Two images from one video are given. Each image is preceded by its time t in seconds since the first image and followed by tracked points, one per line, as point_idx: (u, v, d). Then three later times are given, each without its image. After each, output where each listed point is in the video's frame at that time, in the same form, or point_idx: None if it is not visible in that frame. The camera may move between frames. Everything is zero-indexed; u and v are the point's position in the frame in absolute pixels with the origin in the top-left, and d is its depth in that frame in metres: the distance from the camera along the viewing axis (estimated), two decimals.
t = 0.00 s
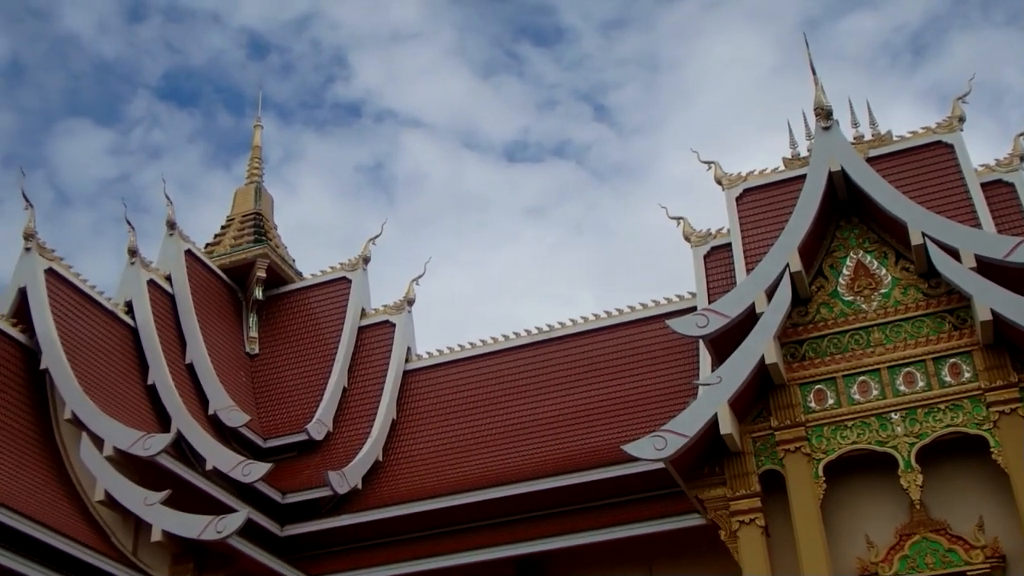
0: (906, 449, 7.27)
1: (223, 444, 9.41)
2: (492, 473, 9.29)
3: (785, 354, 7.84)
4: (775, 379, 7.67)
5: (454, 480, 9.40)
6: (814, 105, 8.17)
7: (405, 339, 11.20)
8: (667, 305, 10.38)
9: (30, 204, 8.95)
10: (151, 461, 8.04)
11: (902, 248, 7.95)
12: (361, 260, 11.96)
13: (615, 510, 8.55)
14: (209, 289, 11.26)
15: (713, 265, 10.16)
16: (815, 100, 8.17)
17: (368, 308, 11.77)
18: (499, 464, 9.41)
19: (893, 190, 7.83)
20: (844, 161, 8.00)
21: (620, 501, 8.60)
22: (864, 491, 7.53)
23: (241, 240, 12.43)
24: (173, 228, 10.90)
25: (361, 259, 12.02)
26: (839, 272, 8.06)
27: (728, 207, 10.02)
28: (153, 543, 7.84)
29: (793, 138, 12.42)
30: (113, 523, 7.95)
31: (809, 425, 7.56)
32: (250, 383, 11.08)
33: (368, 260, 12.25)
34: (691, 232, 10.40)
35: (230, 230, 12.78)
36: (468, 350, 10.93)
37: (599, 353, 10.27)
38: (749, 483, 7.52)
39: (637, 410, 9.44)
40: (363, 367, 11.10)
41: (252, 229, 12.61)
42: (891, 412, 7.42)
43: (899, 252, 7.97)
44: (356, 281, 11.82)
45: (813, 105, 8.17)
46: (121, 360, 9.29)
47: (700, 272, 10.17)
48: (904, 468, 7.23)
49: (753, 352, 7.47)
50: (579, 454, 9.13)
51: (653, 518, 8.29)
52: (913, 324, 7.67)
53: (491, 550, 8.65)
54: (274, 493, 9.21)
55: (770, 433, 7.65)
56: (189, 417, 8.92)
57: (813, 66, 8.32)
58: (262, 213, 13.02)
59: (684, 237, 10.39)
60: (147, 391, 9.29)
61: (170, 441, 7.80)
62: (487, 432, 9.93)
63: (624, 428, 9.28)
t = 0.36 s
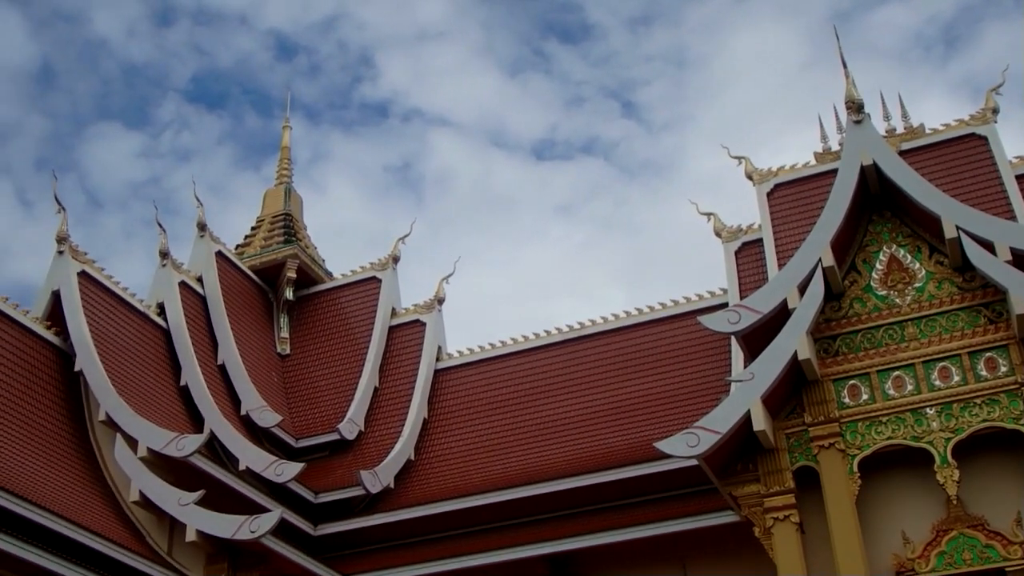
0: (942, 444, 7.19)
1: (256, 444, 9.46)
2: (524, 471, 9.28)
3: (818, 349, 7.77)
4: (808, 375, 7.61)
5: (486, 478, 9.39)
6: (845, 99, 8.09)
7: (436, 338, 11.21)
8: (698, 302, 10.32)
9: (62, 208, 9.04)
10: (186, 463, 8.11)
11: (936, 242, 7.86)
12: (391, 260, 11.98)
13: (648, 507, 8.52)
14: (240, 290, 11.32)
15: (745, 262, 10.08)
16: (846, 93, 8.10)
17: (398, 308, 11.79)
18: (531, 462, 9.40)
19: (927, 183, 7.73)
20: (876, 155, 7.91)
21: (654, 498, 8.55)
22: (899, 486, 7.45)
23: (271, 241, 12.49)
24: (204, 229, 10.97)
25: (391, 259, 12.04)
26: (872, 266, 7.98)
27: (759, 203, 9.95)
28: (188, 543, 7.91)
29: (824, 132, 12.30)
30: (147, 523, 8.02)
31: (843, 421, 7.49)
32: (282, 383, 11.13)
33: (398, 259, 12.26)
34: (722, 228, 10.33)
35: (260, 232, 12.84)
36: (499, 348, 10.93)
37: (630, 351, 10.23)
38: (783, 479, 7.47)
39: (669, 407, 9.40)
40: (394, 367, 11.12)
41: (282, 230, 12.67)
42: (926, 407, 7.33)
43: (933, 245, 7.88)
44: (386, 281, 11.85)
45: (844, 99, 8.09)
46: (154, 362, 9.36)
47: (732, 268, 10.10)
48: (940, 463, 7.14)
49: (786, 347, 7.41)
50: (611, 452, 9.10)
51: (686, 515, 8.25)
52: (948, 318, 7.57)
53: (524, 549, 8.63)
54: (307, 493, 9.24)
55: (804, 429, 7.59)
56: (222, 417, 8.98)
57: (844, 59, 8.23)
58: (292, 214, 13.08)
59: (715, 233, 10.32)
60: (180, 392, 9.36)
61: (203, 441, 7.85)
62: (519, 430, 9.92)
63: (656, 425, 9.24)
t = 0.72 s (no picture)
0: (982, 436, 7.09)
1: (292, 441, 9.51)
2: (560, 467, 9.25)
3: (855, 342, 7.68)
4: (845, 368, 7.52)
5: (522, 474, 9.38)
6: (880, 88, 7.99)
7: (469, 334, 11.20)
8: (733, 295, 10.23)
9: (97, 209, 9.11)
10: (223, 461, 8.17)
11: (975, 232, 7.74)
12: (424, 256, 12.00)
13: (685, 502, 8.45)
14: (275, 288, 11.38)
15: (780, 254, 9.99)
16: (880, 82, 8.00)
17: (432, 304, 11.80)
18: (566, 458, 9.37)
19: (965, 172, 7.62)
20: (913, 145, 7.80)
21: (690, 493, 8.49)
22: (939, 479, 7.36)
23: (305, 239, 12.55)
24: (237, 228, 11.03)
25: (424, 256, 12.05)
26: (909, 257, 7.88)
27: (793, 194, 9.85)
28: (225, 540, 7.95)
29: (860, 122, 12.16)
30: (185, 521, 8.10)
31: (882, 413, 7.40)
32: (317, 381, 11.18)
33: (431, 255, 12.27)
34: (757, 220, 10.25)
35: (293, 230, 12.90)
36: (533, 344, 10.91)
37: (665, 345, 10.17)
38: (820, 473, 7.38)
39: (705, 401, 9.34)
40: (429, 363, 11.13)
41: (315, 228, 12.72)
42: (966, 399, 7.23)
43: (971, 235, 7.76)
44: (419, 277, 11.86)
45: (879, 88, 7.99)
46: (190, 361, 9.42)
47: (767, 260, 10.01)
48: (981, 456, 7.04)
49: (822, 340, 7.33)
50: (647, 446, 9.06)
51: (722, 510, 8.23)
52: (988, 308, 7.46)
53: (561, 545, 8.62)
54: (343, 490, 9.28)
55: (842, 422, 7.51)
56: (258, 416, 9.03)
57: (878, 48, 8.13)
58: (325, 212, 13.13)
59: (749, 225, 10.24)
60: (216, 390, 9.42)
61: (240, 439, 7.89)
62: (554, 426, 9.89)
63: (691, 419, 9.19)
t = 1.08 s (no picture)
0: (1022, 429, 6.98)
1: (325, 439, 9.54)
2: (594, 463, 9.22)
3: (891, 335, 7.58)
4: (881, 361, 7.44)
5: (555, 470, 9.35)
6: (912, 79, 7.89)
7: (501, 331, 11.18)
8: (766, 288, 10.15)
9: (130, 210, 9.17)
10: (257, 460, 8.20)
11: (1011, 222, 7.62)
12: (454, 254, 11.99)
13: (720, 497, 8.41)
14: (306, 288, 11.41)
15: (813, 247, 9.89)
16: (913, 73, 7.90)
17: (463, 301, 11.79)
18: (600, 453, 9.33)
19: (1000, 162, 7.51)
20: (947, 135, 7.70)
21: (726, 488, 8.45)
22: (978, 472, 7.26)
23: (335, 238, 12.58)
24: (268, 228, 11.07)
25: (454, 253, 12.04)
26: (944, 249, 7.77)
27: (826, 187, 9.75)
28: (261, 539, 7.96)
29: (892, 114, 12.02)
30: (221, 520, 8.14)
31: (918, 407, 7.30)
32: (349, 379, 11.20)
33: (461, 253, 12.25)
34: (789, 213, 10.15)
35: (323, 229, 12.94)
36: (564, 340, 10.87)
37: (698, 339, 10.11)
38: (857, 467, 7.31)
39: (739, 395, 9.28)
40: (460, 361, 11.13)
41: (345, 227, 12.75)
42: (1005, 391, 7.12)
43: (1008, 226, 7.65)
44: (449, 275, 11.85)
45: (912, 78, 7.89)
46: (223, 360, 9.47)
47: (800, 254, 9.91)
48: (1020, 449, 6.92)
49: (857, 333, 7.25)
50: (681, 441, 9.01)
51: (757, 505, 8.10)
52: None
53: (595, 541, 8.50)
54: (376, 487, 9.29)
55: (878, 416, 7.42)
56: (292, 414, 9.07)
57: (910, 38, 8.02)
58: (355, 210, 13.16)
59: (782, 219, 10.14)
60: (249, 389, 9.45)
61: (274, 439, 7.92)
62: (587, 422, 9.86)
63: (725, 414, 9.13)
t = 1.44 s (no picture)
0: None
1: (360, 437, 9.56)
2: (630, 458, 9.18)
3: (929, 325, 7.47)
4: (920, 351, 7.34)
5: (591, 466, 9.32)
6: (947, 65, 7.78)
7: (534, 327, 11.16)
8: (801, 280, 10.05)
9: (164, 212, 9.23)
10: (293, 458, 8.24)
11: None
12: (486, 250, 11.97)
13: (758, 491, 8.34)
14: (339, 286, 11.44)
15: (848, 238, 9.77)
16: (948, 59, 7.79)
17: (495, 297, 11.77)
18: (636, 449, 9.29)
19: None
20: (984, 122, 7.58)
21: (763, 481, 8.39)
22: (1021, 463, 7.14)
23: (367, 236, 12.61)
24: (300, 227, 11.11)
25: (486, 249, 12.02)
26: (983, 237, 7.65)
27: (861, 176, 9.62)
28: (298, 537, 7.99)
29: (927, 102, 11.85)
30: (258, 519, 8.18)
31: (959, 397, 7.20)
32: (383, 376, 11.22)
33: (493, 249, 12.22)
34: (824, 204, 10.03)
35: (355, 227, 12.97)
36: (598, 335, 10.83)
37: (733, 332, 10.03)
38: (897, 459, 7.22)
39: (776, 387, 9.21)
40: (494, 357, 11.11)
41: (377, 224, 12.77)
42: None
43: None
44: (482, 271, 11.84)
45: (947, 65, 7.78)
46: (257, 359, 9.52)
47: (835, 245, 9.80)
48: None
49: (895, 323, 7.16)
50: (717, 435, 8.95)
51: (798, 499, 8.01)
52: None
53: (632, 536, 8.45)
54: (412, 484, 9.30)
55: (917, 407, 7.31)
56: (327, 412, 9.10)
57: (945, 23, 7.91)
58: (386, 208, 13.18)
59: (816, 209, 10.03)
60: (284, 388, 9.49)
61: (309, 437, 7.93)
62: (622, 417, 9.81)
63: (761, 408, 9.05)
